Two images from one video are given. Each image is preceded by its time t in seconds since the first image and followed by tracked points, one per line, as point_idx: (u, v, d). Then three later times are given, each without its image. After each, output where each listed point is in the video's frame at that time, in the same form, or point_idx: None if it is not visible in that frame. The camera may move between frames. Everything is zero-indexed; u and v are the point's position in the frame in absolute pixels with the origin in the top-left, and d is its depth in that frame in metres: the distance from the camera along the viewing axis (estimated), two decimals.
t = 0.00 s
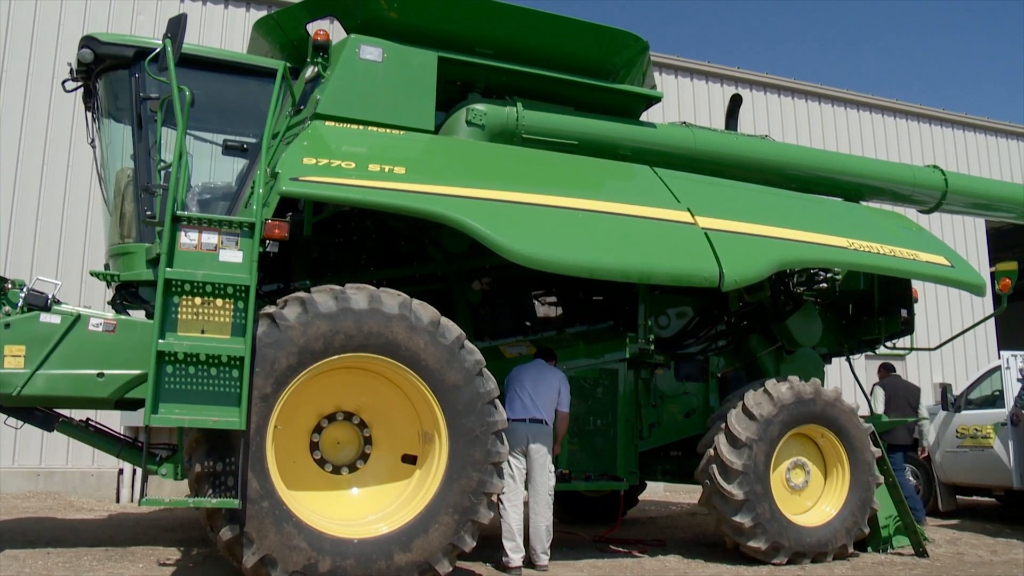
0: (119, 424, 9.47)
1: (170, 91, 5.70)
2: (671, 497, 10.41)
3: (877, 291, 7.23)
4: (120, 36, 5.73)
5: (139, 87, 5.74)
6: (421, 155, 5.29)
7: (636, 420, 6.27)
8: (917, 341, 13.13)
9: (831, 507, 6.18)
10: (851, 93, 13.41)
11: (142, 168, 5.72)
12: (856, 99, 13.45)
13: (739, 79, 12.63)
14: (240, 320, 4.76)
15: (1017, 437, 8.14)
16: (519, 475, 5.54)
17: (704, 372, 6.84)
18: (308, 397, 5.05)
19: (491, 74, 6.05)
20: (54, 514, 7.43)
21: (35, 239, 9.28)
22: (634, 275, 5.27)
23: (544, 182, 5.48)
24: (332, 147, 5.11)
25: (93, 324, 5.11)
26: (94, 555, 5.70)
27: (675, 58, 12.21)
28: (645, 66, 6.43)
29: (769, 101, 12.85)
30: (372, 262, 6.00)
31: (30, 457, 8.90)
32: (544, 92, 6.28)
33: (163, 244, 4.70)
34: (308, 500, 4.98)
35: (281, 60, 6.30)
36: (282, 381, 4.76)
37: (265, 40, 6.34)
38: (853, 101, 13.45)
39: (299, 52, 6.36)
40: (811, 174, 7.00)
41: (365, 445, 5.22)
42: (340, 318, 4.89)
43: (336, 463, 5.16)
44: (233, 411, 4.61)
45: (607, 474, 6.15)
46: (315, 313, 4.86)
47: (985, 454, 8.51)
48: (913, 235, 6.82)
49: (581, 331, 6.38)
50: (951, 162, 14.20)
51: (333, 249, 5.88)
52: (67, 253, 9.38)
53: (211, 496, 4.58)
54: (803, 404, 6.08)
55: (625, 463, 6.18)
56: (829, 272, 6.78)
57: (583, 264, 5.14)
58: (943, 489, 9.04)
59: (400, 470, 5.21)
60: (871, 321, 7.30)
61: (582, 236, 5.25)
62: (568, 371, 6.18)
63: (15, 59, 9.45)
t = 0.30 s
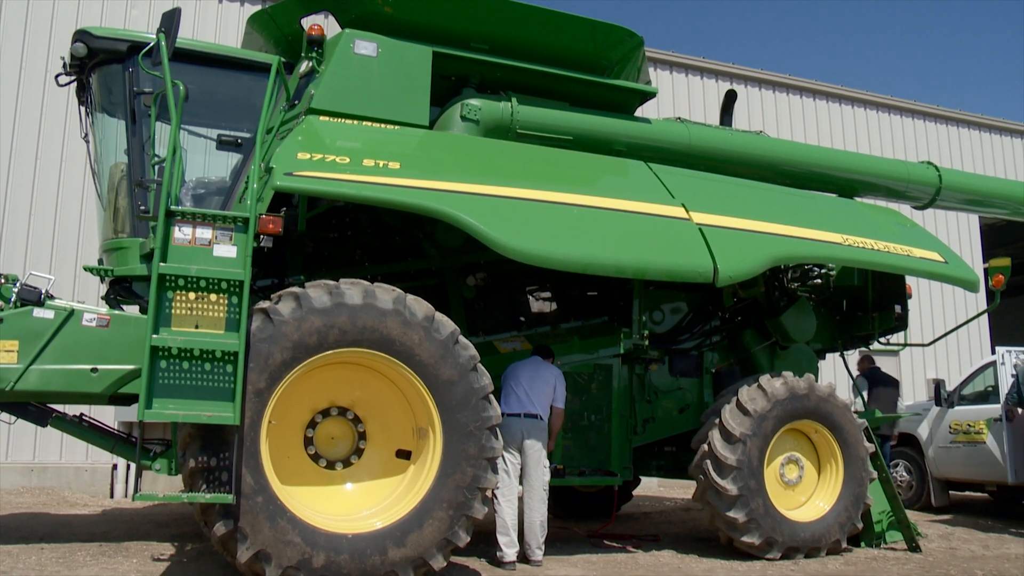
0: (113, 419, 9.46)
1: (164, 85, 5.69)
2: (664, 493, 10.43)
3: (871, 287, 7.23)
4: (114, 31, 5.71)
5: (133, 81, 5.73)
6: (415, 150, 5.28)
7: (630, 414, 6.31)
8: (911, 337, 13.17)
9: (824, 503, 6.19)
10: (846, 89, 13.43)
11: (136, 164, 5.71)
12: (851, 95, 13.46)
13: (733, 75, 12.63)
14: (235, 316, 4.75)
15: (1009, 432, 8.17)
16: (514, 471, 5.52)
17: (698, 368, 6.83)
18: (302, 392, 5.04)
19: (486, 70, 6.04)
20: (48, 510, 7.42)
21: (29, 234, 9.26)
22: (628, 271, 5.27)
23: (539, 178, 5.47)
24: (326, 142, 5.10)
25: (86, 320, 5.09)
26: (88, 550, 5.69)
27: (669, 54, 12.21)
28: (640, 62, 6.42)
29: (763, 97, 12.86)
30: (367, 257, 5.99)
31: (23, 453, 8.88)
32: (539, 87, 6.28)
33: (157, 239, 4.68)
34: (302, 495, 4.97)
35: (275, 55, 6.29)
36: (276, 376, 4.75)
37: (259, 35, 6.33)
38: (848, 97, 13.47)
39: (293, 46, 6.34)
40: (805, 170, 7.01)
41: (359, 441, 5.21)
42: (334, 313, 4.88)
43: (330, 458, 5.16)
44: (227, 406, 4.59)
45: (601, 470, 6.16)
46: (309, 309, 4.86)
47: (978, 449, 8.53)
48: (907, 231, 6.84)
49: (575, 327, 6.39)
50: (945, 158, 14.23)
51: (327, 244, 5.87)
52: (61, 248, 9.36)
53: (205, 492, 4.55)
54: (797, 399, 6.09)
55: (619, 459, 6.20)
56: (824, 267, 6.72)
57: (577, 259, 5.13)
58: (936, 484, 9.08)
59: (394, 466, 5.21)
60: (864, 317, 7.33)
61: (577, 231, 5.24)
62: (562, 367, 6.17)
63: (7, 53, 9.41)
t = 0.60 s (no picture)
0: (108, 413, 9.44)
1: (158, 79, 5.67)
2: (659, 487, 10.46)
3: (866, 282, 7.25)
4: (108, 24, 5.67)
5: (127, 75, 5.70)
6: (410, 145, 5.27)
7: (625, 409, 6.34)
8: (905, 332, 13.20)
9: (818, 497, 6.21)
10: (841, 84, 13.44)
11: (130, 158, 5.69)
12: (846, 91, 13.47)
13: (728, 70, 12.63)
14: (229, 310, 4.71)
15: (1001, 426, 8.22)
16: (509, 466, 5.53)
17: (693, 363, 6.86)
18: (297, 387, 5.04)
19: (481, 64, 6.04)
20: (43, 505, 7.42)
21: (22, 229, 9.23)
22: (624, 265, 5.27)
23: (534, 172, 5.47)
24: (320, 136, 5.09)
25: (81, 314, 5.09)
26: (82, 545, 5.69)
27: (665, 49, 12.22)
28: (636, 57, 6.43)
29: (758, 92, 12.86)
30: (362, 251, 5.99)
31: (16, 448, 8.86)
32: (534, 82, 6.28)
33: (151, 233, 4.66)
34: (297, 490, 4.96)
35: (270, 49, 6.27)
36: (271, 371, 4.74)
37: (254, 29, 6.31)
38: (843, 92, 13.48)
39: (288, 40, 6.33)
40: (800, 165, 7.02)
41: (354, 436, 5.20)
42: (329, 308, 4.88)
43: (324, 452, 5.15)
44: (221, 401, 4.57)
45: (596, 464, 6.17)
46: (304, 303, 4.84)
47: (971, 444, 8.58)
48: (902, 226, 6.85)
49: (570, 322, 6.41)
50: (940, 154, 14.25)
51: (322, 238, 5.86)
52: (55, 242, 9.34)
53: (200, 486, 4.54)
54: (791, 394, 6.10)
55: (614, 454, 6.21)
56: (818, 263, 6.83)
57: (572, 254, 5.13)
58: (929, 479, 9.10)
59: (389, 460, 5.20)
60: (858, 313, 7.36)
61: (572, 226, 5.24)
62: (557, 362, 6.18)
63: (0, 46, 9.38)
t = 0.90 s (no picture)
0: (102, 408, 9.43)
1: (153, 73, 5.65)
2: (654, 482, 10.48)
3: (860, 278, 7.26)
4: (103, 18, 5.68)
5: (121, 69, 5.71)
6: (405, 140, 5.27)
7: (620, 404, 6.33)
8: (900, 328, 13.24)
9: (812, 492, 6.22)
10: (836, 80, 13.44)
11: (124, 153, 5.69)
12: (842, 87, 13.48)
13: (724, 65, 12.63)
14: (224, 305, 4.70)
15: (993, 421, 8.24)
16: (505, 461, 5.54)
17: (688, 358, 6.86)
18: (292, 382, 5.03)
19: (476, 59, 6.04)
20: (37, 500, 7.41)
21: (17, 223, 9.21)
22: (619, 261, 5.27)
23: (529, 168, 5.46)
24: (315, 131, 5.07)
25: (75, 309, 5.08)
26: (77, 540, 5.68)
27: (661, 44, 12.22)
28: (632, 52, 6.42)
29: (754, 87, 12.86)
30: (357, 247, 6.00)
31: (11, 443, 8.85)
32: (530, 77, 6.28)
33: (146, 228, 4.64)
34: (292, 485, 4.96)
35: (265, 43, 6.26)
36: (266, 365, 4.73)
37: (249, 23, 6.29)
38: (838, 88, 13.48)
39: (283, 34, 6.31)
40: (795, 161, 7.03)
41: (349, 431, 5.19)
42: (323, 303, 4.87)
43: (319, 447, 5.15)
44: (216, 396, 4.55)
45: (591, 459, 6.19)
46: (298, 298, 4.84)
47: (965, 439, 8.59)
48: (896, 222, 6.86)
49: (566, 317, 6.41)
50: (935, 150, 14.28)
51: (317, 234, 5.86)
52: (49, 237, 9.32)
53: (195, 481, 4.56)
54: (786, 389, 6.11)
55: (609, 449, 6.22)
56: (813, 258, 6.79)
57: (568, 249, 5.13)
58: (923, 474, 9.14)
59: (384, 455, 5.20)
60: (853, 308, 7.37)
61: (567, 221, 5.24)
62: (552, 357, 6.19)
63: None
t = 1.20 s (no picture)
0: (97, 405, 9.42)
1: (148, 69, 5.64)
2: (650, 478, 10.50)
3: (856, 275, 7.31)
4: (97, 13, 5.63)
5: (116, 65, 5.69)
6: (401, 136, 5.26)
7: (615, 400, 6.36)
8: (895, 325, 13.27)
9: (807, 489, 6.23)
10: (832, 77, 13.45)
11: (119, 148, 5.67)
12: (838, 83, 13.49)
13: (720, 62, 12.63)
14: (219, 301, 4.67)
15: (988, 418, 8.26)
16: (501, 458, 5.53)
17: (683, 354, 6.88)
18: (287, 378, 5.02)
19: (472, 55, 6.03)
20: (32, 496, 7.41)
21: (11, 219, 9.19)
22: (615, 257, 5.26)
23: (525, 164, 5.46)
24: (311, 127, 5.06)
25: (70, 305, 5.07)
26: (72, 537, 5.67)
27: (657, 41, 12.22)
28: (627, 48, 6.42)
29: (750, 84, 12.86)
30: (353, 243, 5.98)
31: (6, 439, 8.84)
32: (526, 73, 6.28)
33: (141, 224, 4.62)
34: (288, 481, 4.96)
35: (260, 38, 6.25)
36: (261, 362, 4.72)
37: (244, 18, 6.28)
38: (834, 85, 13.48)
39: (278, 30, 6.30)
40: (791, 157, 7.03)
41: (345, 427, 5.19)
42: (319, 299, 4.85)
43: (315, 443, 5.14)
44: (211, 392, 4.54)
45: (586, 455, 6.21)
46: (294, 294, 4.82)
47: (959, 436, 8.61)
48: (891, 218, 6.87)
49: (561, 313, 6.40)
50: (931, 146, 14.30)
51: (313, 230, 5.87)
52: (43, 232, 9.30)
53: (190, 477, 4.52)
54: (781, 385, 6.12)
55: (605, 445, 6.24)
56: (807, 255, 6.98)
57: (563, 245, 5.12)
58: (918, 470, 9.15)
59: (379, 451, 5.20)
60: (849, 304, 7.36)
61: (563, 217, 5.24)
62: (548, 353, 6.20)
63: None
